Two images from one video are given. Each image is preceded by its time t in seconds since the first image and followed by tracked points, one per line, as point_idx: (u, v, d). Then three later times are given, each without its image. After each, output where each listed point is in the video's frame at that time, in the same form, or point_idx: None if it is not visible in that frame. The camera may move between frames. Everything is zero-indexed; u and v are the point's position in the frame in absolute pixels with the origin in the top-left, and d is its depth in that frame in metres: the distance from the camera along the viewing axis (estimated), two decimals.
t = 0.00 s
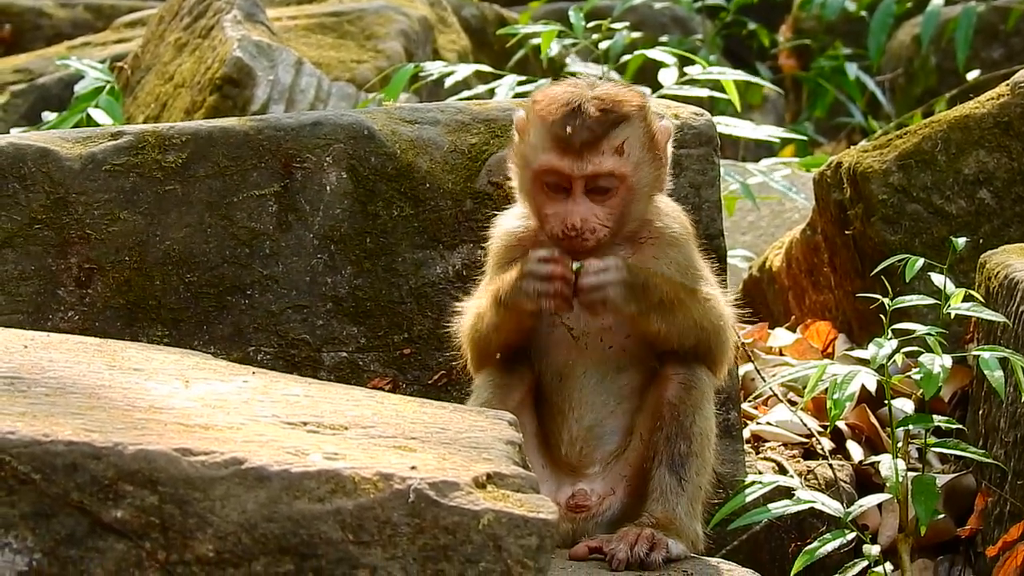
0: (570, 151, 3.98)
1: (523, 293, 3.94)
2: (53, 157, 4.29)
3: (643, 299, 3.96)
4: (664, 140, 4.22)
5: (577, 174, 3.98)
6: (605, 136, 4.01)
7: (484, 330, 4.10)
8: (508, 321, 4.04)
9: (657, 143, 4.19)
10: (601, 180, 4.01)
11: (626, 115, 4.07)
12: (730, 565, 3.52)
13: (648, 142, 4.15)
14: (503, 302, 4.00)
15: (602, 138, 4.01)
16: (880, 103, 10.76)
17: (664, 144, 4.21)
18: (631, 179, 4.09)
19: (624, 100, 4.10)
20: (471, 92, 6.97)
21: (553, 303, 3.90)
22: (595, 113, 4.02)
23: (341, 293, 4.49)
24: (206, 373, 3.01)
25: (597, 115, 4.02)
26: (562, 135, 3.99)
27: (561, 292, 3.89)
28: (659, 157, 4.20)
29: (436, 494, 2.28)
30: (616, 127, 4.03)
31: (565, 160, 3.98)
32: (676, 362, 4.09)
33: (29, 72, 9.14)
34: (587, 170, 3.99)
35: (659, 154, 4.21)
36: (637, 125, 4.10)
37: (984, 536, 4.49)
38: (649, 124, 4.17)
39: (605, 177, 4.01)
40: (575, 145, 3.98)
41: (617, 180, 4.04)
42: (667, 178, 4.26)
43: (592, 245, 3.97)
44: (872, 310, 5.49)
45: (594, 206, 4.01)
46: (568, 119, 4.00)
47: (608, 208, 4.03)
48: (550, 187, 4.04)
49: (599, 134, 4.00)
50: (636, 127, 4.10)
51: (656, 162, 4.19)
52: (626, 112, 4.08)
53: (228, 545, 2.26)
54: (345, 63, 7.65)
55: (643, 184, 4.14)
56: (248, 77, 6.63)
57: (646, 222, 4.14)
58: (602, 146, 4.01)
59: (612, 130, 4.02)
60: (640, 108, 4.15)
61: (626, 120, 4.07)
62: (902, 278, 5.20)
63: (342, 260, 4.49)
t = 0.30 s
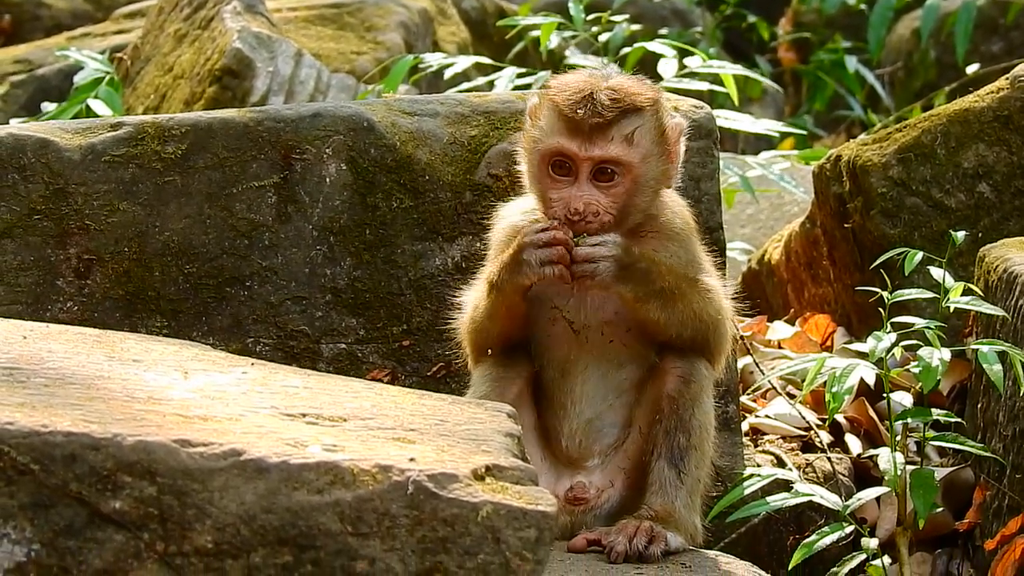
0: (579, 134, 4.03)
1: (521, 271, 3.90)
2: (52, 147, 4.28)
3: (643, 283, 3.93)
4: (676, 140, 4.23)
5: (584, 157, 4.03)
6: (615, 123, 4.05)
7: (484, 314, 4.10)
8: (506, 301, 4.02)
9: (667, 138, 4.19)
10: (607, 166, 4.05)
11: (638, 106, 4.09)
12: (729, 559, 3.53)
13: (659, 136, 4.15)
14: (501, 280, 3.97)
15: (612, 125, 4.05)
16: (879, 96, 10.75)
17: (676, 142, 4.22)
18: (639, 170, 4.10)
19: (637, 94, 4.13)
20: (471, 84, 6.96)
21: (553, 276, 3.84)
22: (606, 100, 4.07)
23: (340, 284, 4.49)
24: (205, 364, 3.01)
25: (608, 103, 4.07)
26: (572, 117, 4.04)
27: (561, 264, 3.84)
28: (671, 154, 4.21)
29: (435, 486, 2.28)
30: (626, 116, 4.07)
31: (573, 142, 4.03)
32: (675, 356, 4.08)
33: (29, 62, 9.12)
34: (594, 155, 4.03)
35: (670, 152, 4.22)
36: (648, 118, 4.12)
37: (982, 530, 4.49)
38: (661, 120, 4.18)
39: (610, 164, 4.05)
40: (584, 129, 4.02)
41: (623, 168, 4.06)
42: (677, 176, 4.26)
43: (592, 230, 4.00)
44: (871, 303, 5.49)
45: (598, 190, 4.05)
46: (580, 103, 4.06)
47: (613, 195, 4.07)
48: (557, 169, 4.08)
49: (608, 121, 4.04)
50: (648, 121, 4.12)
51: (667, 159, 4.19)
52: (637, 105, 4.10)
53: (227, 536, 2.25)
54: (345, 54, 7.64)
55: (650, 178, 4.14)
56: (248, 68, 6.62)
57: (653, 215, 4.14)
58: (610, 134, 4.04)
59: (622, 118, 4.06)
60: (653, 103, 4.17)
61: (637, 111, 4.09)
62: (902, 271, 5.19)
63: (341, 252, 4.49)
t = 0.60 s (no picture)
0: (569, 130, 3.98)
1: (516, 268, 3.91)
2: (51, 138, 4.27)
3: (640, 277, 3.94)
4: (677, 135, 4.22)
5: (574, 153, 3.98)
6: (606, 119, 4.01)
7: (481, 308, 4.10)
8: (501, 296, 4.02)
9: (661, 132, 4.15)
10: (598, 162, 4.02)
11: (629, 102, 4.05)
12: (727, 552, 3.53)
13: (651, 130, 4.11)
14: (495, 276, 3.98)
15: (602, 121, 4.01)
16: (879, 88, 10.74)
17: (672, 136, 4.19)
18: (630, 166, 4.06)
19: (631, 88, 4.08)
20: (469, 75, 6.95)
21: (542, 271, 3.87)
22: (597, 97, 4.01)
23: (339, 275, 4.49)
24: (204, 355, 3.01)
25: (598, 100, 4.01)
26: (562, 113, 3.99)
27: (551, 259, 3.86)
28: (666, 149, 4.17)
29: (433, 477, 2.27)
30: (618, 112, 4.02)
31: (563, 137, 3.98)
32: (674, 349, 4.06)
33: (28, 53, 9.10)
34: (585, 150, 3.98)
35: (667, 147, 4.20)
36: (641, 113, 4.08)
37: (980, 522, 4.49)
38: (656, 113, 4.13)
39: (602, 159, 4.02)
40: (574, 124, 3.98)
41: (616, 164, 4.03)
42: (676, 169, 4.24)
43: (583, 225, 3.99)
44: (871, 295, 5.49)
45: (589, 187, 4.02)
46: (570, 99, 4.00)
47: (604, 191, 4.04)
48: (548, 164, 4.05)
49: (599, 116, 4.00)
50: (641, 116, 4.08)
51: (664, 153, 4.17)
52: (631, 99, 4.06)
53: (225, 527, 2.25)
54: (343, 45, 7.63)
55: (645, 171, 4.12)
56: (247, 59, 6.61)
57: (653, 207, 4.14)
58: (601, 129, 4.00)
59: (612, 114, 4.02)
60: (647, 97, 4.12)
61: (628, 107, 4.05)
62: (900, 262, 5.19)
63: (340, 243, 4.48)
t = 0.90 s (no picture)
0: (556, 123, 3.97)
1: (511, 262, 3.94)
2: (49, 130, 4.25)
3: (636, 262, 3.95)
4: (674, 126, 4.19)
5: (561, 144, 3.97)
6: (591, 112, 4.00)
7: (477, 303, 4.12)
8: (496, 292, 4.05)
9: (653, 123, 4.12)
10: (586, 155, 4.01)
11: (617, 94, 4.02)
12: (725, 544, 3.54)
13: (641, 121, 4.09)
14: (489, 276, 4.02)
15: (587, 113, 4.00)
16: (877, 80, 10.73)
17: (667, 125, 4.17)
18: (619, 158, 4.04)
19: (619, 80, 4.05)
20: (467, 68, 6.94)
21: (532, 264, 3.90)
22: (582, 90, 3.99)
23: (337, 267, 4.49)
24: (202, 347, 3.01)
25: (586, 93, 3.99)
26: (549, 107, 3.98)
27: (541, 249, 3.87)
28: (660, 140, 4.15)
29: (432, 469, 2.28)
30: (604, 104, 4.01)
31: (550, 130, 3.97)
32: (672, 341, 4.09)
33: (26, 44, 9.08)
34: (571, 143, 3.97)
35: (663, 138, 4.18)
36: (628, 104, 4.05)
37: (978, 514, 4.49)
38: (646, 104, 4.10)
39: (589, 152, 4.00)
40: (561, 117, 3.97)
41: (602, 156, 4.01)
42: (674, 160, 4.20)
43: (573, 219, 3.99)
44: (868, 287, 5.50)
45: (577, 181, 4.03)
46: (556, 93, 3.99)
47: (593, 184, 4.05)
48: (537, 160, 4.04)
49: (583, 108, 3.99)
50: (628, 107, 4.05)
51: (659, 144, 4.14)
52: (619, 92, 4.02)
53: (223, 519, 2.24)
54: (340, 36, 7.52)
55: (634, 164, 4.08)
56: (245, 50, 6.59)
57: (652, 199, 4.11)
58: (587, 121, 4.00)
59: (598, 107, 4.00)
60: (637, 89, 4.08)
61: (615, 98, 4.02)
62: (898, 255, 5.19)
63: (338, 235, 4.48)
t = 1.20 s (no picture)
0: (522, 110, 3.99)
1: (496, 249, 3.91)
2: (45, 115, 4.25)
3: (624, 235, 3.87)
4: (671, 109, 4.14)
5: (529, 130, 3.98)
6: (560, 96, 4.01)
7: (468, 293, 4.12)
8: (485, 283, 4.05)
9: (629, 105, 4.11)
10: (556, 141, 4.02)
11: (585, 77, 4.03)
12: (721, 530, 3.54)
13: (613, 103, 4.08)
14: (479, 266, 4.00)
15: (555, 98, 4.00)
16: (873, 66, 10.72)
17: (655, 106, 4.13)
18: (590, 142, 4.05)
19: (592, 64, 4.06)
20: (464, 54, 6.92)
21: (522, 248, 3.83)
22: (552, 75, 4.02)
23: (333, 253, 4.48)
24: (198, 333, 3.00)
25: (556, 77, 4.02)
26: (521, 94, 4.00)
27: (533, 242, 3.80)
28: (642, 123, 4.13)
29: (428, 454, 2.28)
30: (573, 88, 4.02)
31: (518, 117, 3.99)
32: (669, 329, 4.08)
33: (23, 31, 9.04)
34: (540, 129, 3.97)
35: (651, 122, 4.14)
36: (599, 87, 4.06)
37: (975, 499, 4.50)
38: (620, 87, 4.10)
39: (558, 136, 4.01)
40: (528, 103, 3.98)
41: (572, 140, 4.02)
42: (672, 142, 4.15)
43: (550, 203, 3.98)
44: (865, 272, 5.50)
45: (552, 166, 4.03)
46: (528, 79, 4.01)
47: (567, 168, 4.05)
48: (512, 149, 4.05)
49: (551, 93, 4.00)
50: (600, 90, 4.06)
51: (642, 127, 4.13)
52: (589, 77, 4.04)
53: (219, 505, 2.24)
54: (338, 23, 7.46)
55: (611, 147, 4.09)
56: (242, 37, 6.56)
57: (641, 182, 4.13)
58: (556, 106, 4.00)
59: (565, 91, 4.01)
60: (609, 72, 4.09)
61: (585, 82, 4.04)
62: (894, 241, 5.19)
63: (335, 220, 4.48)
